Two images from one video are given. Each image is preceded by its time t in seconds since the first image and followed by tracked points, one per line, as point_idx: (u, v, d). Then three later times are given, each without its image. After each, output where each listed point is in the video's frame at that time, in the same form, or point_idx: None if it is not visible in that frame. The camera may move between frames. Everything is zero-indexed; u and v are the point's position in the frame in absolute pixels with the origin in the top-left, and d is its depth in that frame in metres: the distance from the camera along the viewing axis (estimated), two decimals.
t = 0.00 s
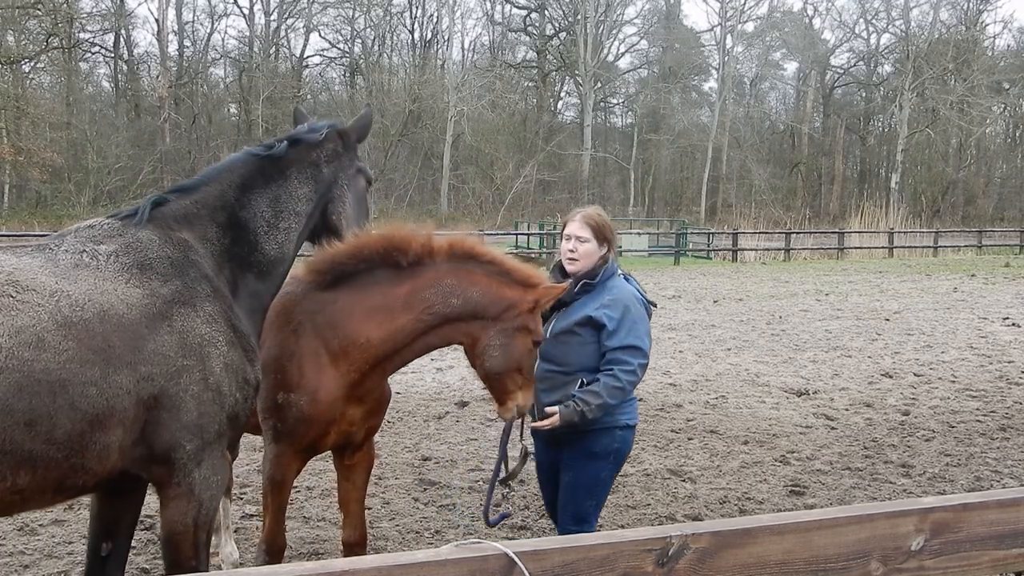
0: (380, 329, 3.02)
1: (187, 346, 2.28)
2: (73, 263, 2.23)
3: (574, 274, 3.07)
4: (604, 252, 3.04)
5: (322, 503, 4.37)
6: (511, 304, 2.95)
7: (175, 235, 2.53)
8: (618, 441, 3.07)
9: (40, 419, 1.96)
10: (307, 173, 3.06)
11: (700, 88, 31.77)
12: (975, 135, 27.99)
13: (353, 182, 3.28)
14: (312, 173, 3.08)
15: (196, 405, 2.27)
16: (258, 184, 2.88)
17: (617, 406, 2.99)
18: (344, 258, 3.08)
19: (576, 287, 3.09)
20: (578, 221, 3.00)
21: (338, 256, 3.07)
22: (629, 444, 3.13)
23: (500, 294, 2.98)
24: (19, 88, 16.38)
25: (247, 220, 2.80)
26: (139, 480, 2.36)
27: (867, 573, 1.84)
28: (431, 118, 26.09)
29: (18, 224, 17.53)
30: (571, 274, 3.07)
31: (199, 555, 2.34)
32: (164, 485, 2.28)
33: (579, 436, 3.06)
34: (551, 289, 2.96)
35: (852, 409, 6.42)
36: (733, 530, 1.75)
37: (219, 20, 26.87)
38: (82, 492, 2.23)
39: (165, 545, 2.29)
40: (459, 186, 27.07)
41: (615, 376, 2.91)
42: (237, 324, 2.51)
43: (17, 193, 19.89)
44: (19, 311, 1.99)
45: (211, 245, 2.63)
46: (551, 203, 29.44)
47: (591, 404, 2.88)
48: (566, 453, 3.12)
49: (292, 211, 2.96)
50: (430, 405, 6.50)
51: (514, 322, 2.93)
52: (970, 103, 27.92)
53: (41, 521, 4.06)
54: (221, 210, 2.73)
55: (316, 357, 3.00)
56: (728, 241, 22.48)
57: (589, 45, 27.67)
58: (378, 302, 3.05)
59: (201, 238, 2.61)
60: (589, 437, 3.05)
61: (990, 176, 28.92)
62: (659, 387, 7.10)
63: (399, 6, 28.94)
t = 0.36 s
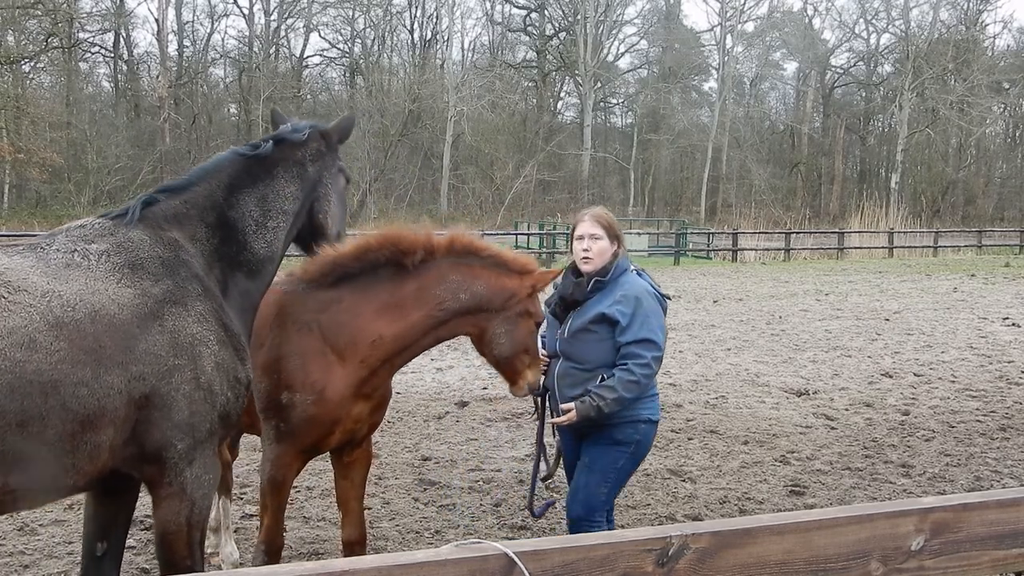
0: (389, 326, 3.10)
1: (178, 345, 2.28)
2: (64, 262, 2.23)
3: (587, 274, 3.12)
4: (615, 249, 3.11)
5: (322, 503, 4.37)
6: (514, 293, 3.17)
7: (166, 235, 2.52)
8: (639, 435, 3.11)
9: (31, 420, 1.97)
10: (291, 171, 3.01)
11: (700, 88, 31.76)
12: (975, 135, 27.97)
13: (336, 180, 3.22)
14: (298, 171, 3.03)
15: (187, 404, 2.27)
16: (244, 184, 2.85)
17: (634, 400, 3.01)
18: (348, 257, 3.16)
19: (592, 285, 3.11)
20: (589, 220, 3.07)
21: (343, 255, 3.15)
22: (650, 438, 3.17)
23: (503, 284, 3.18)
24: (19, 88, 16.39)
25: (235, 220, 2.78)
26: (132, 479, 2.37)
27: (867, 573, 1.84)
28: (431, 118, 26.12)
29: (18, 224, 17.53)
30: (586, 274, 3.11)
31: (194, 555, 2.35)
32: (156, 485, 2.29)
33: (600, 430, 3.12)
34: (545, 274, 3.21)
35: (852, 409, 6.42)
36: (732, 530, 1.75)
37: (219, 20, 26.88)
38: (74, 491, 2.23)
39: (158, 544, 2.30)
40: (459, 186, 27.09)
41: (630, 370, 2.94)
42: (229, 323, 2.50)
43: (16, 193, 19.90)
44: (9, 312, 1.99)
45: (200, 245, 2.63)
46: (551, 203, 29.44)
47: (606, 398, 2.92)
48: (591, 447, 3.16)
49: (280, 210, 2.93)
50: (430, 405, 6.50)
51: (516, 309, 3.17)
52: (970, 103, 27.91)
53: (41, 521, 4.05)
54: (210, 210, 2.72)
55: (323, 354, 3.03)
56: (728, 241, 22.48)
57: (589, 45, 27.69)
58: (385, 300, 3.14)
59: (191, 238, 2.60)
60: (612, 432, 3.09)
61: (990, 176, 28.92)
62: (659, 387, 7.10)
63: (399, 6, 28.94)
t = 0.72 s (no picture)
0: (419, 327, 3.18)
1: (175, 344, 2.29)
2: (58, 263, 2.22)
3: (607, 271, 3.11)
4: (636, 248, 3.10)
5: (322, 503, 4.37)
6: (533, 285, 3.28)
7: (159, 234, 2.54)
8: (663, 437, 3.11)
9: (25, 422, 1.95)
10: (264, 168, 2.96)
11: (700, 88, 31.75)
12: (976, 135, 27.95)
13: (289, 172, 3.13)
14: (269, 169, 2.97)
15: (184, 403, 2.28)
16: (225, 181, 2.81)
17: (651, 398, 3.01)
18: (377, 257, 3.26)
19: (614, 283, 3.11)
20: (613, 218, 3.10)
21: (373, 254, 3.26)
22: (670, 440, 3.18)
23: (521, 276, 3.29)
24: (19, 89, 16.38)
25: (220, 219, 2.76)
26: (130, 480, 2.38)
27: (868, 573, 1.84)
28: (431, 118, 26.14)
29: (18, 224, 17.53)
30: (606, 272, 3.11)
31: (193, 554, 2.36)
32: (154, 485, 2.30)
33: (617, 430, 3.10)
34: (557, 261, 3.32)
35: (852, 409, 6.42)
36: (733, 530, 1.75)
37: (219, 20, 26.90)
38: (68, 493, 2.23)
39: (157, 544, 2.31)
40: (459, 186, 27.14)
41: (649, 367, 2.94)
42: (224, 321, 2.52)
43: (16, 193, 19.93)
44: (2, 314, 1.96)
45: (191, 243, 2.64)
46: (551, 203, 29.45)
47: (624, 395, 2.91)
48: (612, 448, 3.15)
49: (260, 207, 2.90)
50: (429, 405, 6.49)
51: (536, 299, 3.28)
52: (970, 103, 27.89)
53: (41, 521, 4.05)
54: (197, 209, 2.71)
55: (355, 354, 3.08)
56: (728, 241, 22.46)
57: (589, 45, 27.67)
58: (414, 300, 3.22)
59: (183, 236, 2.62)
60: (632, 433, 3.09)
61: (990, 176, 28.92)
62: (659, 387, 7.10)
63: (399, 6, 28.92)
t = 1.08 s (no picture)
0: (428, 332, 3.16)
1: (174, 341, 2.30)
2: (54, 263, 2.22)
3: (632, 277, 3.13)
4: (659, 252, 3.13)
5: (322, 503, 4.37)
6: (548, 291, 3.19)
7: (151, 233, 2.56)
8: (686, 441, 3.14)
9: (20, 424, 1.94)
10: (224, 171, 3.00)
11: (700, 88, 31.76)
12: (975, 135, 27.94)
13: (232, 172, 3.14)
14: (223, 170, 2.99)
15: (183, 399, 2.29)
16: (198, 184, 2.84)
17: (678, 403, 3.03)
18: (390, 261, 3.25)
19: (640, 289, 3.11)
20: (634, 222, 3.11)
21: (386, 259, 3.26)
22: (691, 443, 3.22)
23: (535, 283, 3.21)
24: (19, 88, 16.40)
25: (201, 221, 2.80)
26: (127, 480, 2.38)
27: (867, 573, 1.84)
28: (431, 118, 26.15)
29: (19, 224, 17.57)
30: (630, 277, 3.12)
31: (191, 553, 2.37)
32: (151, 484, 2.31)
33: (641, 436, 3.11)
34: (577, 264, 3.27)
35: (852, 409, 6.42)
36: (733, 530, 1.75)
37: (220, 20, 26.96)
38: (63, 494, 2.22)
39: (155, 544, 2.32)
40: (459, 186, 27.22)
41: (677, 372, 2.96)
42: (220, 318, 2.56)
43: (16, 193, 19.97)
44: None
45: (182, 242, 2.69)
46: (551, 203, 29.47)
47: (651, 399, 2.94)
48: (636, 454, 3.15)
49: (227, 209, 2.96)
50: (428, 406, 6.50)
51: (554, 306, 3.19)
52: (970, 103, 27.88)
53: (41, 521, 4.05)
54: (180, 210, 2.74)
55: (364, 357, 3.07)
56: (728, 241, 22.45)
57: (589, 45, 27.65)
58: (425, 305, 3.21)
59: (173, 234, 2.66)
60: (658, 438, 3.10)
61: (989, 176, 28.93)
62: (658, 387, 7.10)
63: (399, 6, 28.93)
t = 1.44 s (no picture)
0: (440, 338, 3.12)
1: (167, 339, 2.32)
2: (48, 264, 2.22)
3: (641, 276, 3.14)
4: (668, 252, 3.15)
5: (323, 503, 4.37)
6: (563, 299, 3.13)
7: (143, 232, 2.59)
8: (694, 443, 3.14)
9: (14, 425, 1.93)
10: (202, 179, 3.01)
11: (700, 88, 31.76)
12: (975, 135, 27.93)
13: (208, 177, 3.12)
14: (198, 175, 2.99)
15: (176, 397, 2.30)
16: (182, 189, 2.87)
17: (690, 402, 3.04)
18: (404, 267, 3.19)
19: (651, 287, 3.13)
20: (643, 223, 3.13)
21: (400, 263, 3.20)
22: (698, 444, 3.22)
23: (550, 292, 3.16)
24: (18, 88, 16.40)
25: (189, 223, 2.83)
26: (121, 479, 2.39)
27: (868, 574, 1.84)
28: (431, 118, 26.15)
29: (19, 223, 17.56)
30: (639, 277, 3.13)
31: (188, 552, 2.39)
32: (146, 482, 2.31)
33: (651, 438, 3.11)
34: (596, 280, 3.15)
35: (852, 409, 6.42)
36: (733, 530, 1.75)
37: (219, 20, 26.96)
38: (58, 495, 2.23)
39: (151, 544, 2.33)
40: (459, 187, 27.28)
41: (690, 370, 2.97)
42: (212, 316, 2.58)
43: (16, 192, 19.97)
44: None
45: (174, 242, 2.73)
46: (551, 203, 29.45)
47: (666, 398, 2.94)
48: (644, 456, 3.15)
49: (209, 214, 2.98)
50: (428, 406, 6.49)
51: (568, 315, 3.13)
52: (970, 103, 27.88)
53: (40, 522, 4.05)
54: (168, 212, 2.77)
55: (375, 360, 3.04)
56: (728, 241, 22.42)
57: (589, 45, 27.61)
58: (438, 310, 3.17)
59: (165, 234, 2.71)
60: (667, 440, 3.10)
61: (989, 176, 28.91)
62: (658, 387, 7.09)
63: (399, 6, 28.91)
